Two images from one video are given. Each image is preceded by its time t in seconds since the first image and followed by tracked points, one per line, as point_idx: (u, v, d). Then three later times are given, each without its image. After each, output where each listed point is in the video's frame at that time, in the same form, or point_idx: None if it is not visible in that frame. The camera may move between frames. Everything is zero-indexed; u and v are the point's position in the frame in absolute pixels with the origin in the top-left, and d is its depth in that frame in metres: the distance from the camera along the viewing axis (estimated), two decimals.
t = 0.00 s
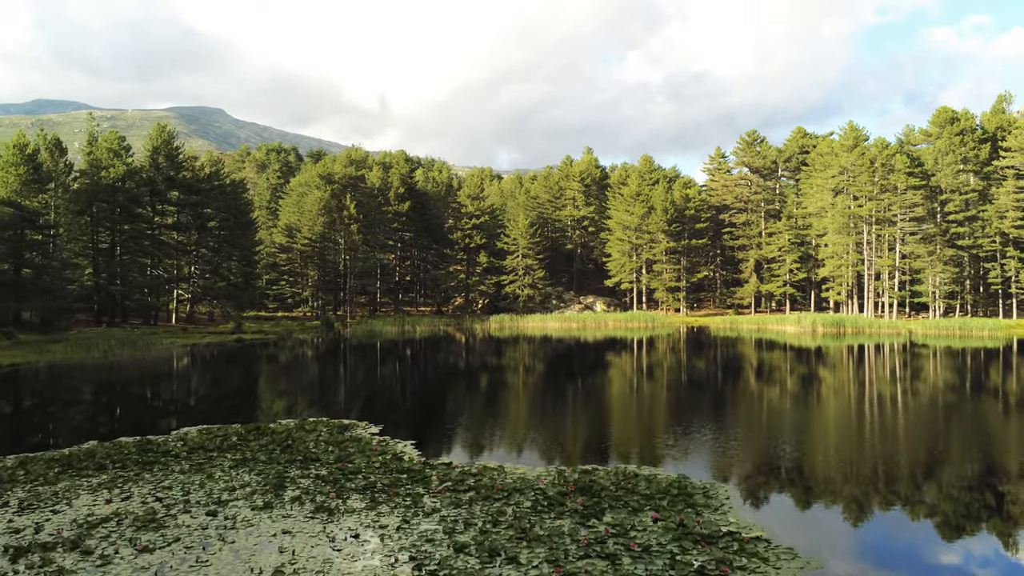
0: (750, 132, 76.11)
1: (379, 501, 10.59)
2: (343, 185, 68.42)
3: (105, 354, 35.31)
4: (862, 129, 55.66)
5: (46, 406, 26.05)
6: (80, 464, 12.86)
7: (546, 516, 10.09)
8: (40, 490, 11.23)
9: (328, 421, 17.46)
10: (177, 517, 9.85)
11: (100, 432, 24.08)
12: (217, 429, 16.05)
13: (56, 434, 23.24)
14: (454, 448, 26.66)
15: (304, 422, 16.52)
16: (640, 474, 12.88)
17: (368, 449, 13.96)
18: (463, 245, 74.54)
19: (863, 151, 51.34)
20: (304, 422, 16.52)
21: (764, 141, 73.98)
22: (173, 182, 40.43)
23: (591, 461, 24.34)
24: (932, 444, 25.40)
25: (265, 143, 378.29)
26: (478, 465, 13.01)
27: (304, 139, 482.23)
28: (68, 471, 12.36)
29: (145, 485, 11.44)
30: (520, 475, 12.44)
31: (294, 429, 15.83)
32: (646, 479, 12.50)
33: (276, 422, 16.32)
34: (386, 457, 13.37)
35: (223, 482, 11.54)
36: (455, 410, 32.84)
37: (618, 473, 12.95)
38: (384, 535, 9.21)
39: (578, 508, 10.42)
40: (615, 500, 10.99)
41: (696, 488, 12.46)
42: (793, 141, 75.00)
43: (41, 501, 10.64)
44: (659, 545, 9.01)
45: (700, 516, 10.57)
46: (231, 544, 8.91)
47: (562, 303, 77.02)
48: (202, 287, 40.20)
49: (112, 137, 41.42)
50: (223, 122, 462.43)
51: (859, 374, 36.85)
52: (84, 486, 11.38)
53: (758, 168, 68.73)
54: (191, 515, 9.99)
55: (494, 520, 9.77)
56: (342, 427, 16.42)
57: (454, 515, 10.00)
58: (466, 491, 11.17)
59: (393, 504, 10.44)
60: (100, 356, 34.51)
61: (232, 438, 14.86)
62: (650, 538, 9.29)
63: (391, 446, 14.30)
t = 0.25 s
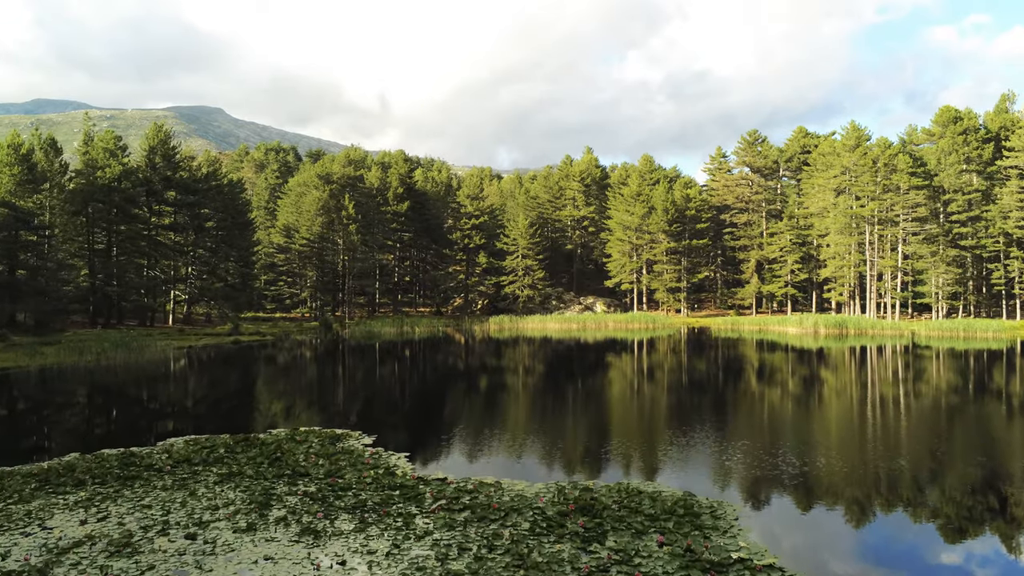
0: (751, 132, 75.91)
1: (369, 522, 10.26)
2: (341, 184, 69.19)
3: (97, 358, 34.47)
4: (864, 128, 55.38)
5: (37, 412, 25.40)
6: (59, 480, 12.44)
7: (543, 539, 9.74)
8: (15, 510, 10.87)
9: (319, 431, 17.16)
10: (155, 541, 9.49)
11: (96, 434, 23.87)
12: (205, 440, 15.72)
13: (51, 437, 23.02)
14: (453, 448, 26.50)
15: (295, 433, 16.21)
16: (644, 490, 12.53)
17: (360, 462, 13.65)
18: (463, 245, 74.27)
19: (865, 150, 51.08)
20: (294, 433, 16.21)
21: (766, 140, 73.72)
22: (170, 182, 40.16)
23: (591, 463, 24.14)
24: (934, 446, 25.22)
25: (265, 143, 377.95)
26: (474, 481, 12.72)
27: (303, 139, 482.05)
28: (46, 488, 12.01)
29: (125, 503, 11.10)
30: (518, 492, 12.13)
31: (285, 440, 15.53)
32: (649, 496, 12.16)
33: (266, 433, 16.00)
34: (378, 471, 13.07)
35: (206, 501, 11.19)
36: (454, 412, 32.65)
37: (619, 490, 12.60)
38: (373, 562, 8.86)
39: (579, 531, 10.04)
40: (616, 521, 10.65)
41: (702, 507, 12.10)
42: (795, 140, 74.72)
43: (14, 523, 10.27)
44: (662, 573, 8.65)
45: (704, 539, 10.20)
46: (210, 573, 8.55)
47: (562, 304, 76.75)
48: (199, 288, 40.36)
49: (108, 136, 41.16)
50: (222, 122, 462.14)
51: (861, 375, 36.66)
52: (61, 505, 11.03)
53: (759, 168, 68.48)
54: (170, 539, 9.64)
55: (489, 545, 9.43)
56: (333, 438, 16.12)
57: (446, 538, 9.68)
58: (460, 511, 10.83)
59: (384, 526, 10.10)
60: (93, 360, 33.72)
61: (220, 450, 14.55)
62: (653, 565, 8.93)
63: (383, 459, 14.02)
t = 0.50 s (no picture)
0: (752, 131, 75.68)
1: (357, 548, 9.70)
2: (339, 184, 68.27)
3: (88, 362, 33.68)
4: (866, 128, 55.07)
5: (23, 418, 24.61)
6: (32, 499, 11.85)
7: (542, 569, 9.20)
8: None
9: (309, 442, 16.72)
10: (126, 571, 8.87)
11: (90, 437, 23.54)
12: (191, 451, 15.23)
13: (45, 440, 22.70)
14: (452, 450, 26.30)
15: (284, 447, 15.73)
16: (647, 512, 12.05)
17: (350, 479, 13.18)
18: (462, 245, 73.99)
19: (868, 150, 50.77)
20: (283, 446, 15.74)
21: (767, 139, 73.45)
22: (166, 183, 39.82)
23: (591, 464, 23.89)
24: (937, 447, 25.02)
25: (264, 143, 377.71)
26: (468, 502, 12.26)
27: (303, 138, 481.77)
28: (17, 508, 11.39)
29: (99, 526, 10.48)
30: (515, 515, 11.68)
31: (273, 454, 15.01)
32: (652, 519, 11.69)
33: (253, 446, 15.53)
34: (369, 490, 12.56)
35: (186, 523, 10.61)
36: (453, 413, 32.39)
37: (622, 512, 12.18)
38: None
39: (580, 560, 9.55)
40: (619, 548, 10.16)
41: (709, 532, 11.63)
42: (797, 140, 74.40)
43: None
44: None
45: (713, 569, 9.68)
46: None
47: (562, 305, 76.44)
48: (196, 290, 39.90)
49: (103, 136, 40.83)
50: (222, 121, 461.87)
51: (864, 377, 36.41)
52: (30, 528, 10.39)
53: (760, 168, 68.18)
54: (143, 567, 9.02)
55: None
56: (324, 451, 15.69)
57: (439, 568, 9.12)
58: (454, 536, 10.29)
59: (373, 553, 9.54)
60: (83, 364, 32.88)
61: (205, 465, 14.01)
62: None
63: (374, 477, 13.55)
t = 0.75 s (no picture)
0: (752, 131, 75.46)
1: None
2: (338, 184, 67.91)
3: (81, 366, 33.07)
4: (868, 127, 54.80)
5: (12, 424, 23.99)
6: (4, 519, 11.22)
7: None
8: None
9: (301, 454, 16.41)
10: None
11: (86, 440, 23.28)
12: (178, 464, 14.79)
13: (40, 443, 22.45)
14: (452, 451, 26.10)
15: (273, 459, 15.25)
16: (651, 534, 11.60)
17: (340, 495, 12.66)
18: (461, 246, 73.80)
19: (870, 149, 50.55)
20: (272, 459, 15.31)
21: (768, 139, 73.25)
22: (162, 183, 39.56)
23: (591, 465, 23.83)
24: (940, 449, 24.83)
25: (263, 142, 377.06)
26: (464, 522, 11.79)
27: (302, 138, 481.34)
28: None
29: (72, 550, 9.90)
30: (514, 536, 11.25)
31: (261, 467, 14.48)
32: (657, 541, 11.24)
33: (241, 459, 15.00)
34: (360, 508, 12.03)
35: (165, 547, 10.04)
36: (452, 414, 32.11)
37: (624, 533, 11.68)
38: None
39: None
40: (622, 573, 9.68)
41: (716, 555, 11.17)
42: (798, 139, 74.17)
43: None
44: None
45: None
46: None
47: (562, 305, 76.22)
48: (193, 290, 39.59)
49: (99, 136, 40.61)
50: (221, 121, 461.69)
51: (866, 379, 36.18)
52: None
53: (761, 167, 67.94)
54: None
55: None
56: (317, 464, 15.44)
57: None
58: (448, 562, 9.75)
59: None
60: (75, 368, 32.29)
61: (189, 480, 13.45)
62: None
63: (366, 493, 13.06)
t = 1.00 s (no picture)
0: (752, 130, 75.25)
1: None
2: (335, 184, 67.67)
3: (71, 369, 32.31)
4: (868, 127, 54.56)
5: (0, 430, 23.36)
6: None
7: None
8: None
9: (290, 467, 16.14)
10: None
11: (80, 442, 23.00)
12: (159, 480, 14.43)
13: (33, 446, 22.15)
14: (450, 451, 25.93)
15: (258, 475, 14.87)
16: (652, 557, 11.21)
17: (326, 515, 12.23)
18: (460, 246, 73.57)
19: (871, 149, 50.36)
20: (259, 474, 14.96)
21: (768, 139, 73.06)
22: (157, 183, 39.29)
23: (590, 464, 23.74)
24: (943, 450, 24.59)
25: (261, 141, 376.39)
26: (457, 545, 11.40)
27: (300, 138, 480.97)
28: None
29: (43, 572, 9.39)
30: (509, 560, 10.88)
31: (245, 483, 14.05)
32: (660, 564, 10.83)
33: (226, 475, 14.60)
34: (347, 529, 11.60)
35: (141, 569, 9.53)
36: (450, 416, 31.86)
37: (624, 558, 11.17)
38: None
39: None
40: None
41: None
42: (798, 139, 73.95)
43: None
44: None
45: None
46: None
47: (561, 306, 75.99)
48: (189, 291, 39.31)
49: (93, 136, 40.36)
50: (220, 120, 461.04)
51: (867, 380, 35.97)
52: None
53: (761, 167, 67.70)
54: None
55: None
56: (305, 478, 15.20)
57: None
58: None
59: None
60: (66, 372, 31.64)
61: (170, 497, 13.00)
62: None
63: (354, 513, 12.69)
